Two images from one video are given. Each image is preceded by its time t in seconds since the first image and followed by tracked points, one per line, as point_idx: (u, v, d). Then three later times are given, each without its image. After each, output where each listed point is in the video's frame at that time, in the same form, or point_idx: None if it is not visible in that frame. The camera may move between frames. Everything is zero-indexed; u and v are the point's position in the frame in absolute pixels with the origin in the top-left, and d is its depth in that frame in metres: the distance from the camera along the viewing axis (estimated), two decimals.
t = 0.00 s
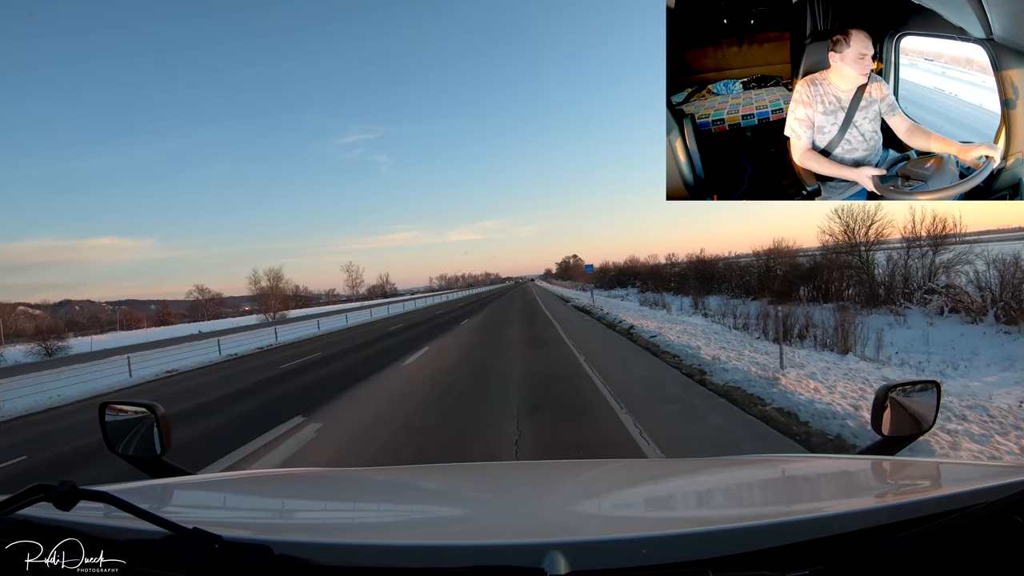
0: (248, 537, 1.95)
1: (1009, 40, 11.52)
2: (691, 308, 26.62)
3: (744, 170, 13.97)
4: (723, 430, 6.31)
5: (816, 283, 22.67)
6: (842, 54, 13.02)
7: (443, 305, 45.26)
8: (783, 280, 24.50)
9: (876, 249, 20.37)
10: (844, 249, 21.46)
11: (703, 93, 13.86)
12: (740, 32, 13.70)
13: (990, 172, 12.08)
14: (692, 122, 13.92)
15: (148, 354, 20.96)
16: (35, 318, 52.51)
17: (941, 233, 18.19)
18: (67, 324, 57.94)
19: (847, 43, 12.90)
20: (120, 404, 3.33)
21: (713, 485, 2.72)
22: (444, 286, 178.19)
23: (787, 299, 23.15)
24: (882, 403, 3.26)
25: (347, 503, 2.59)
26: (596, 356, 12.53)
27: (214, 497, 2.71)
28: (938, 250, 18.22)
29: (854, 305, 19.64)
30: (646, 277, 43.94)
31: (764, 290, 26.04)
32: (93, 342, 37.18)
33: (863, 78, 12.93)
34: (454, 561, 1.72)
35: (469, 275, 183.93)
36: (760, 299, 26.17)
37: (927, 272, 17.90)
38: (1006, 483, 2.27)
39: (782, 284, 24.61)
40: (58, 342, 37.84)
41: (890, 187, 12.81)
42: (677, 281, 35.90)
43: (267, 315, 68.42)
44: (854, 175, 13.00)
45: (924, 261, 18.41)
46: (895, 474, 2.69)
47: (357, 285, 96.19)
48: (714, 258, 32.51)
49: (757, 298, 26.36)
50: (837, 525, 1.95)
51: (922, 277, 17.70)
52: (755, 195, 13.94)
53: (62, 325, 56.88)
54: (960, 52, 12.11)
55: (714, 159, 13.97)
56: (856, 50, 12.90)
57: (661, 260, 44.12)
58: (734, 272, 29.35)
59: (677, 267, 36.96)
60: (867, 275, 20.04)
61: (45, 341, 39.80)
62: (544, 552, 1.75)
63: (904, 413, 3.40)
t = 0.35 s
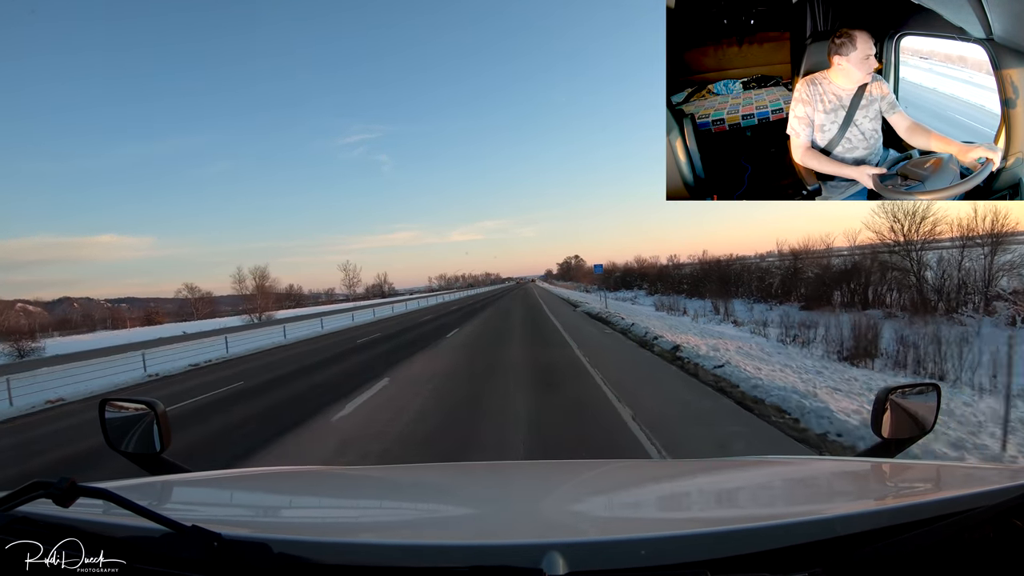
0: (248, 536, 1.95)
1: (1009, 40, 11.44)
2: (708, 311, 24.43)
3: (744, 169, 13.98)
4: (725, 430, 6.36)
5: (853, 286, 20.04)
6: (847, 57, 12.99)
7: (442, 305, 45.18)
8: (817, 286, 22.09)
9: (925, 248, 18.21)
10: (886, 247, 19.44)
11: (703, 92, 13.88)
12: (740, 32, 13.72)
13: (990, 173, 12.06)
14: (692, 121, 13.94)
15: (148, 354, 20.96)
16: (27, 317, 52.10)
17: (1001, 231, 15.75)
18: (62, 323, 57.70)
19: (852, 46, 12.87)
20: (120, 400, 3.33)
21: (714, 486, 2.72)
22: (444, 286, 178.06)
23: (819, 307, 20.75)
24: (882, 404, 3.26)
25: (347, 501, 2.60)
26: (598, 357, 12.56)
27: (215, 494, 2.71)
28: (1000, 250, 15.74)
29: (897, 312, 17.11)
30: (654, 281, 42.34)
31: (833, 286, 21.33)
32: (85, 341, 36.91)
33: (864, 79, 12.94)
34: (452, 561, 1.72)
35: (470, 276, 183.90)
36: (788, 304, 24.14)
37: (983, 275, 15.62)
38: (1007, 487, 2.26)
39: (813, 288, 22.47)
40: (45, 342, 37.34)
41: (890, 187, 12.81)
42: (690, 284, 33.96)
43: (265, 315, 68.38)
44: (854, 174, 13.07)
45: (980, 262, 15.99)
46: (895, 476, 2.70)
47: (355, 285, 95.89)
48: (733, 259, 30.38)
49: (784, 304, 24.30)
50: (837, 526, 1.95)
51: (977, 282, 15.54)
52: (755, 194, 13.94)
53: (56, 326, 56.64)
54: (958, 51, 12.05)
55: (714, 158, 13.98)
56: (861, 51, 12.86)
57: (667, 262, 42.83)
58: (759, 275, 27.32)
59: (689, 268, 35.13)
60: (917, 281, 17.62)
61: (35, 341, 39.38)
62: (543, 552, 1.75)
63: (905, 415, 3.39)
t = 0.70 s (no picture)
0: (248, 537, 1.94)
1: (1009, 40, 11.47)
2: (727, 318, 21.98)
3: (744, 169, 13.98)
4: (728, 429, 6.39)
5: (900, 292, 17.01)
6: (850, 52, 12.94)
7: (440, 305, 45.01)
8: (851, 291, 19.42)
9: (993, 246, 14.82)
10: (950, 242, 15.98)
11: (703, 92, 13.89)
12: (740, 32, 13.72)
13: (990, 172, 12.06)
14: (691, 121, 13.94)
15: (146, 354, 20.92)
16: (16, 317, 51.50)
17: None
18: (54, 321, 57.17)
19: (855, 42, 12.84)
20: (119, 401, 3.33)
21: (713, 487, 2.72)
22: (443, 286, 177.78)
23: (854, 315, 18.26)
24: (882, 405, 3.26)
25: (347, 501, 2.59)
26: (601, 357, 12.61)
27: (215, 495, 2.71)
28: None
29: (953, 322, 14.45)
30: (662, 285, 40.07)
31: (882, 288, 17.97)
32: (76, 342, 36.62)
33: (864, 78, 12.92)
34: (453, 562, 1.72)
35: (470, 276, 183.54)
36: (820, 310, 21.62)
37: None
38: (1006, 488, 2.26)
39: (847, 291, 19.80)
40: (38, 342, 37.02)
41: (890, 187, 12.79)
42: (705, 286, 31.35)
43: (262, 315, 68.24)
44: (854, 174, 13.09)
45: None
46: (895, 477, 2.70)
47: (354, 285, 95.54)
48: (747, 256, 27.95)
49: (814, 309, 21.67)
50: (837, 527, 1.95)
51: None
52: (755, 194, 13.93)
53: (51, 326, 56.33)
54: (956, 51, 12.06)
55: (713, 158, 13.98)
56: (864, 49, 12.78)
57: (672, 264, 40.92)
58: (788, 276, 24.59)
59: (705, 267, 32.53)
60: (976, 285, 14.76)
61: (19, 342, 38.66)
62: (543, 553, 1.75)
63: (904, 415, 3.39)
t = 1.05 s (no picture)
0: (248, 535, 1.94)
1: (1010, 40, 11.50)
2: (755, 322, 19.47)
3: (744, 169, 13.98)
4: (732, 429, 6.38)
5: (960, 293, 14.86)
6: (845, 54, 13.01)
7: (439, 305, 44.85)
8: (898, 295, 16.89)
9: None
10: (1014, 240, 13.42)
11: (703, 92, 13.90)
12: (740, 32, 13.73)
13: (990, 172, 12.06)
14: (692, 121, 13.95)
15: (145, 353, 20.91)
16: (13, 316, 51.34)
17: None
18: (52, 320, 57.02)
19: (849, 43, 12.92)
20: (120, 399, 3.33)
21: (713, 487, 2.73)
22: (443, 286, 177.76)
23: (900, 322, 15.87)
24: (882, 405, 3.26)
25: (346, 501, 2.59)
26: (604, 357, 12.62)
27: (215, 494, 2.71)
28: None
29: None
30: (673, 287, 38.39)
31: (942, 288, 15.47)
32: (74, 340, 36.55)
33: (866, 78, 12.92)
34: (453, 561, 1.72)
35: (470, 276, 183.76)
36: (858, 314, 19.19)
37: None
38: (1005, 489, 2.26)
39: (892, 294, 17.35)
40: (31, 341, 36.73)
41: (891, 187, 12.73)
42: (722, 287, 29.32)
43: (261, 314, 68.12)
44: (853, 174, 13.11)
45: None
46: (894, 477, 2.70)
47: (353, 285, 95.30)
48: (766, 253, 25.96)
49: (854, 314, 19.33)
50: (837, 526, 1.95)
51: None
52: (754, 194, 13.95)
53: (49, 324, 56.20)
54: (959, 51, 11.99)
55: (714, 158, 13.98)
56: (858, 50, 12.85)
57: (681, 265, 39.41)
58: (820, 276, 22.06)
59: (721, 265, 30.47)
60: None
61: (13, 341, 38.42)
62: (543, 551, 1.75)
63: (904, 414, 3.39)
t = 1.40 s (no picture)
0: (249, 538, 1.94)
1: (1010, 40, 11.47)
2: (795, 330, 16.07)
3: (744, 169, 13.99)
4: (734, 428, 6.38)
5: None
6: (845, 53, 13.03)
7: (438, 305, 44.64)
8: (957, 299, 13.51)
9: None
10: None
11: (703, 92, 13.91)
12: (740, 32, 13.74)
13: (990, 172, 12.03)
14: (692, 122, 13.95)
15: (144, 353, 20.87)
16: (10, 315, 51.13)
17: None
18: (48, 319, 56.79)
19: (849, 42, 12.96)
20: (121, 401, 3.32)
21: (715, 486, 2.73)
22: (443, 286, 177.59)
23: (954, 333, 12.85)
24: (883, 405, 3.27)
25: (349, 501, 2.59)
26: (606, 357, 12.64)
27: (216, 495, 2.71)
28: None
29: None
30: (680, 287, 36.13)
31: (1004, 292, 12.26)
32: (71, 340, 36.45)
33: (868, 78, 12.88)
34: (455, 561, 1.72)
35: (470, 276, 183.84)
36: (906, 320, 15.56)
37: None
38: (1007, 488, 2.26)
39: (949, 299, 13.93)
40: (27, 341, 36.56)
41: (890, 187, 12.69)
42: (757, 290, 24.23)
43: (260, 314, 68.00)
44: (856, 174, 13.11)
45: None
46: (896, 476, 2.71)
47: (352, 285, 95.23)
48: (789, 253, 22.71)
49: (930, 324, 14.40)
50: (839, 527, 1.95)
51: None
52: (755, 194, 13.94)
53: (46, 324, 56.06)
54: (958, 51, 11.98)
55: (714, 158, 13.99)
56: (858, 49, 12.86)
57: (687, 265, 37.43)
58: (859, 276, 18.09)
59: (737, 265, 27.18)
60: None
61: (9, 341, 38.28)
62: (544, 553, 1.75)
63: (905, 413, 3.40)
